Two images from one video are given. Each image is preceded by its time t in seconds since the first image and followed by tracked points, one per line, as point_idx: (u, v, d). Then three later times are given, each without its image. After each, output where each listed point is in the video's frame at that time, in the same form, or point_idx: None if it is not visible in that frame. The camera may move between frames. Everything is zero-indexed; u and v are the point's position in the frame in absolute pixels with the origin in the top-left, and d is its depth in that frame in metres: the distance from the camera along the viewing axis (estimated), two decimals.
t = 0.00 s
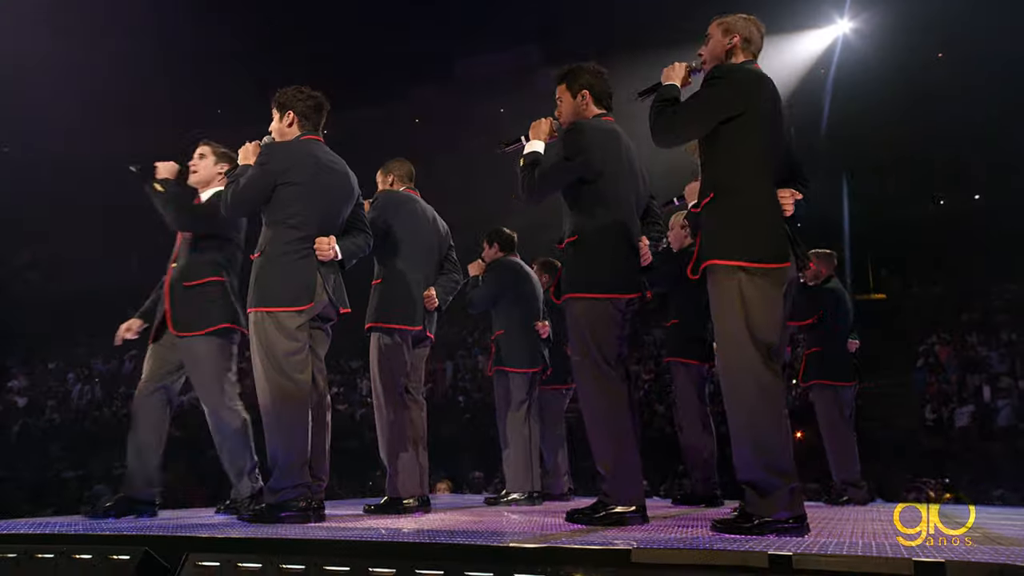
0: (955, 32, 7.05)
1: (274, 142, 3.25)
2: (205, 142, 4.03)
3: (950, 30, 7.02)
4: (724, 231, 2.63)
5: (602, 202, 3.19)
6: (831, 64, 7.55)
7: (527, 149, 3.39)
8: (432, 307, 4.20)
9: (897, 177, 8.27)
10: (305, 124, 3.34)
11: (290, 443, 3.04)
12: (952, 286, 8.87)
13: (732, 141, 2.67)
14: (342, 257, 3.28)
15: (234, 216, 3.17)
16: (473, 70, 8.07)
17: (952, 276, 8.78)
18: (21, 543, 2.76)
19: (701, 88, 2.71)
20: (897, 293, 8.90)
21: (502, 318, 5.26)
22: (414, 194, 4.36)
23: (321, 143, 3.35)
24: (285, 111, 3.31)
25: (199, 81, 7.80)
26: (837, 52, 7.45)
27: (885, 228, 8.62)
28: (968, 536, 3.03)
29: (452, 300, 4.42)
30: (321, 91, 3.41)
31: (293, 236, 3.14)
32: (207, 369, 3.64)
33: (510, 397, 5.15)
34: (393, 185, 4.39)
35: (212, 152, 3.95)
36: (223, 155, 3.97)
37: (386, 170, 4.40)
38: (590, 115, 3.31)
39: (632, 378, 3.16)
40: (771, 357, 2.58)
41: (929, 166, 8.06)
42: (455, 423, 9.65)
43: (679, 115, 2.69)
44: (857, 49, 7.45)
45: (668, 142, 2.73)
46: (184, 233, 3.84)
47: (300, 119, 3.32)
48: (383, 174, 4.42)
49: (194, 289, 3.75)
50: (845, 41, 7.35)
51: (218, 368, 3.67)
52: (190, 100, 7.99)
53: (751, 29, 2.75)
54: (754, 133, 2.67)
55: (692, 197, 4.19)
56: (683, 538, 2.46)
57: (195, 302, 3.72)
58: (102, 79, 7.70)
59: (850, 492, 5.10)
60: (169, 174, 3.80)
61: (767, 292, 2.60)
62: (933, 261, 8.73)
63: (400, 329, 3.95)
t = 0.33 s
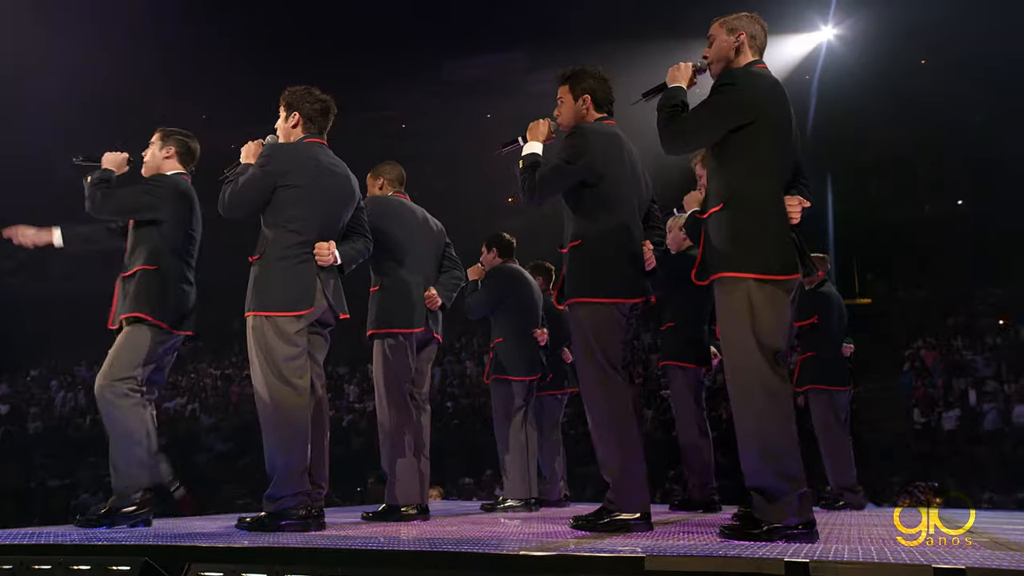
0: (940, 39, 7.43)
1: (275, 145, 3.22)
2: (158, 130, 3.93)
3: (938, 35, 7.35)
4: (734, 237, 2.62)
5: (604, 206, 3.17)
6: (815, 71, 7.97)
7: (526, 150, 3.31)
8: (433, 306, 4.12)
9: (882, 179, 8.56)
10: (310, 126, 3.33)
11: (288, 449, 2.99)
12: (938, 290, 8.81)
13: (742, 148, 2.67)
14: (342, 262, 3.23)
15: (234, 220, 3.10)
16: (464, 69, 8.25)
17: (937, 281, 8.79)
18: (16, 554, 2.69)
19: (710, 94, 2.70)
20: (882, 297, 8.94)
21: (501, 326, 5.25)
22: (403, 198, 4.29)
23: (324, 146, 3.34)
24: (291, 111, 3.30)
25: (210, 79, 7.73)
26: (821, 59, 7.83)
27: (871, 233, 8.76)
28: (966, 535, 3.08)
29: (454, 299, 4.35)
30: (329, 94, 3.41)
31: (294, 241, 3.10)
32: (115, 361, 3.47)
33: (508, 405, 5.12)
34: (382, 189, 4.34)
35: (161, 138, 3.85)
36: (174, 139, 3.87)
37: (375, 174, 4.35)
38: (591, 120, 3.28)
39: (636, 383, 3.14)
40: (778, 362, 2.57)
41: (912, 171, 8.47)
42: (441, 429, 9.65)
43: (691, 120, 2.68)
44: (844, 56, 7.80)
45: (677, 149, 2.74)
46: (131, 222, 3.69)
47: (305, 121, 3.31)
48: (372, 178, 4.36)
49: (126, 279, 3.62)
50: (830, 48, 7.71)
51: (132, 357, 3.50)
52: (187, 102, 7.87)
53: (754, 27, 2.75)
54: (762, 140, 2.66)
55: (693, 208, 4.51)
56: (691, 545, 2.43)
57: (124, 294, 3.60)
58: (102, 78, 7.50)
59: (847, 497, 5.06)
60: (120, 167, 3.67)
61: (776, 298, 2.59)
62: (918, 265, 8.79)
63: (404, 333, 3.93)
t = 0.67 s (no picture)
0: (953, 38, 7.33)
1: (308, 154, 3.23)
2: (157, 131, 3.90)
3: (949, 38, 7.32)
4: (770, 240, 2.60)
5: (634, 209, 3.15)
6: (830, 72, 7.90)
7: (554, 151, 3.29)
8: (461, 316, 4.16)
9: (896, 177, 8.08)
10: (343, 134, 3.42)
11: (320, 458, 2.98)
12: (956, 292, 8.13)
13: (775, 149, 2.64)
14: (373, 271, 3.23)
15: (266, 226, 3.15)
16: (474, 72, 8.41)
17: (955, 282, 8.13)
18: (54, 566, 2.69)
19: (744, 94, 2.69)
20: (901, 300, 8.36)
21: (528, 331, 5.26)
22: (430, 204, 4.30)
23: (356, 155, 3.42)
24: (325, 119, 3.41)
25: (210, 79, 7.78)
26: (836, 59, 7.80)
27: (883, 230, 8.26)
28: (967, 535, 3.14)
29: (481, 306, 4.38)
30: (363, 104, 3.50)
31: (326, 250, 3.11)
32: (144, 371, 3.45)
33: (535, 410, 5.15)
34: (411, 192, 4.36)
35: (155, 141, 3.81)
36: (167, 142, 3.81)
37: (405, 177, 4.37)
38: (622, 124, 3.27)
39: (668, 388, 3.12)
40: (819, 365, 2.56)
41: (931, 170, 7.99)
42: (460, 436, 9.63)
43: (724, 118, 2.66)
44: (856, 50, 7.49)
45: (711, 148, 2.72)
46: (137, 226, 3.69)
47: (338, 129, 3.41)
48: (401, 180, 4.38)
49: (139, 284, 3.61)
50: (843, 48, 7.71)
51: (161, 367, 3.48)
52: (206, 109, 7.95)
53: (792, 31, 2.73)
54: (795, 143, 2.64)
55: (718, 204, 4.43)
56: (731, 551, 2.41)
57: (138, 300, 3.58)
58: (118, 76, 7.36)
59: (877, 501, 4.99)
60: (119, 175, 3.78)
61: (816, 300, 2.57)
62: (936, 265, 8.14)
63: (434, 341, 3.93)
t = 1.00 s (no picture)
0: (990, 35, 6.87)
1: (355, 162, 3.26)
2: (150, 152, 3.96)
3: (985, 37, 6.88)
4: (827, 241, 2.59)
5: (683, 209, 3.12)
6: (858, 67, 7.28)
7: (600, 149, 3.27)
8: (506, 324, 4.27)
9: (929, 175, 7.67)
10: (389, 140, 3.45)
11: (372, 464, 2.98)
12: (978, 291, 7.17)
13: (832, 149, 2.62)
14: (422, 277, 3.24)
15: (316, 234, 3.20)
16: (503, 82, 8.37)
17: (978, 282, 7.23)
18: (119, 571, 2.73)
19: (797, 95, 2.67)
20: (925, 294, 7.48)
21: (569, 335, 5.24)
22: (477, 207, 4.32)
23: (404, 160, 3.45)
24: (371, 126, 3.43)
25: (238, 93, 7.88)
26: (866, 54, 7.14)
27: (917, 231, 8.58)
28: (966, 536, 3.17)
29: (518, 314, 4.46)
30: (410, 110, 3.52)
31: (374, 256, 3.13)
32: (203, 379, 3.49)
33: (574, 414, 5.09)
34: (458, 196, 4.39)
35: (151, 159, 3.88)
36: (165, 160, 3.88)
37: (452, 180, 4.39)
38: (671, 125, 3.25)
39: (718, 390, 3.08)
40: (879, 367, 2.52)
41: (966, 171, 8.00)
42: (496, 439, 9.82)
43: (779, 120, 2.64)
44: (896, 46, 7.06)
45: (763, 150, 2.71)
46: (164, 242, 3.69)
47: (385, 136, 3.44)
48: (449, 183, 4.40)
49: (183, 299, 3.62)
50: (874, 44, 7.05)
51: (218, 375, 3.50)
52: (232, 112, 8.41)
53: (846, 27, 2.70)
54: (850, 142, 2.62)
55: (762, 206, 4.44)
56: (792, 557, 2.37)
57: (185, 314, 3.59)
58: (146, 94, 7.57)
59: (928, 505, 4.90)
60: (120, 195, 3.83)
61: (875, 301, 2.54)
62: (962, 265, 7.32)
63: (479, 346, 3.93)
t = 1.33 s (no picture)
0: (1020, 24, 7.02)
1: (403, 161, 3.27)
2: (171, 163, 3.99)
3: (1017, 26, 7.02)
4: (889, 238, 2.55)
5: (735, 204, 3.08)
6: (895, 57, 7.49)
7: (652, 142, 3.25)
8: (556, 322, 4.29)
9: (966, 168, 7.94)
10: (437, 138, 3.45)
11: (428, 464, 3.00)
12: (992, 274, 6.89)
13: (897, 146, 2.57)
14: (475, 273, 3.25)
15: (367, 234, 3.20)
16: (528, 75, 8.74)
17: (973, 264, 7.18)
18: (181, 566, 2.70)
19: (855, 95, 2.65)
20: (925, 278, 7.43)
21: (615, 336, 5.21)
22: (525, 206, 4.33)
23: (451, 158, 3.45)
24: (419, 125, 3.44)
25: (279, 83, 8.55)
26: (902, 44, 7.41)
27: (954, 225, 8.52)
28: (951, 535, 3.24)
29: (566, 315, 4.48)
30: (457, 108, 3.53)
31: (426, 254, 3.14)
32: (264, 382, 3.55)
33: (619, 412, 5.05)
34: (507, 196, 4.40)
35: (177, 169, 3.92)
36: (193, 171, 3.92)
37: (500, 180, 4.41)
38: (725, 122, 3.21)
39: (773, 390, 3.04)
40: (945, 367, 2.46)
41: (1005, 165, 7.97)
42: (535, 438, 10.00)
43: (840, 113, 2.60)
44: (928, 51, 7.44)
45: (819, 157, 2.71)
46: (211, 251, 3.71)
47: (432, 133, 3.44)
48: (497, 183, 4.42)
49: (238, 307, 3.66)
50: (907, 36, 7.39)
51: (279, 378, 3.56)
52: (275, 110, 8.93)
53: (907, 17, 2.63)
54: (918, 138, 2.55)
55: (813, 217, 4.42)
56: (858, 559, 2.33)
57: (241, 322, 3.63)
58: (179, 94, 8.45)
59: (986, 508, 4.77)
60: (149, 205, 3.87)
61: (941, 299, 2.48)
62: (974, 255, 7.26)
63: (529, 344, 3.93)
